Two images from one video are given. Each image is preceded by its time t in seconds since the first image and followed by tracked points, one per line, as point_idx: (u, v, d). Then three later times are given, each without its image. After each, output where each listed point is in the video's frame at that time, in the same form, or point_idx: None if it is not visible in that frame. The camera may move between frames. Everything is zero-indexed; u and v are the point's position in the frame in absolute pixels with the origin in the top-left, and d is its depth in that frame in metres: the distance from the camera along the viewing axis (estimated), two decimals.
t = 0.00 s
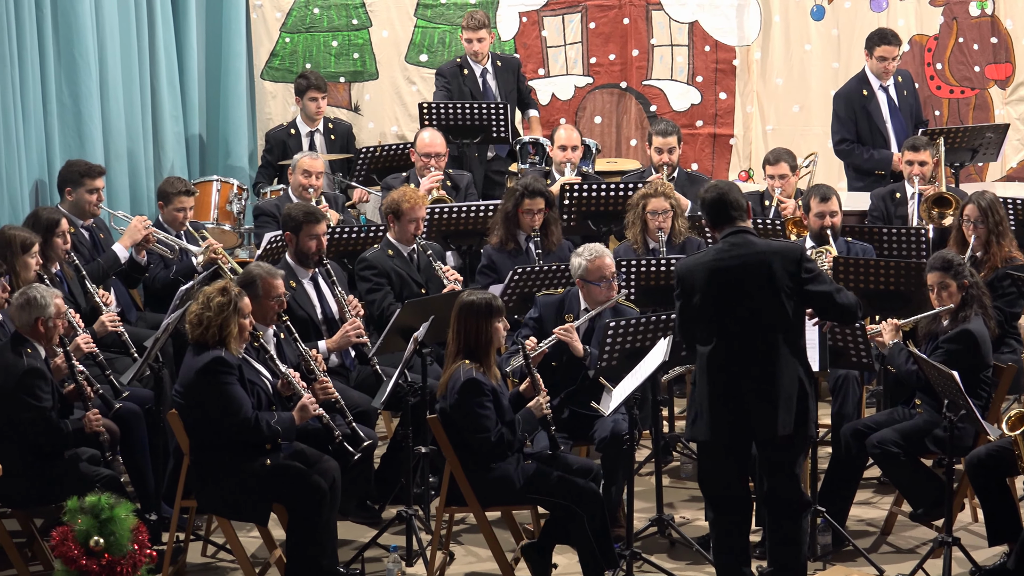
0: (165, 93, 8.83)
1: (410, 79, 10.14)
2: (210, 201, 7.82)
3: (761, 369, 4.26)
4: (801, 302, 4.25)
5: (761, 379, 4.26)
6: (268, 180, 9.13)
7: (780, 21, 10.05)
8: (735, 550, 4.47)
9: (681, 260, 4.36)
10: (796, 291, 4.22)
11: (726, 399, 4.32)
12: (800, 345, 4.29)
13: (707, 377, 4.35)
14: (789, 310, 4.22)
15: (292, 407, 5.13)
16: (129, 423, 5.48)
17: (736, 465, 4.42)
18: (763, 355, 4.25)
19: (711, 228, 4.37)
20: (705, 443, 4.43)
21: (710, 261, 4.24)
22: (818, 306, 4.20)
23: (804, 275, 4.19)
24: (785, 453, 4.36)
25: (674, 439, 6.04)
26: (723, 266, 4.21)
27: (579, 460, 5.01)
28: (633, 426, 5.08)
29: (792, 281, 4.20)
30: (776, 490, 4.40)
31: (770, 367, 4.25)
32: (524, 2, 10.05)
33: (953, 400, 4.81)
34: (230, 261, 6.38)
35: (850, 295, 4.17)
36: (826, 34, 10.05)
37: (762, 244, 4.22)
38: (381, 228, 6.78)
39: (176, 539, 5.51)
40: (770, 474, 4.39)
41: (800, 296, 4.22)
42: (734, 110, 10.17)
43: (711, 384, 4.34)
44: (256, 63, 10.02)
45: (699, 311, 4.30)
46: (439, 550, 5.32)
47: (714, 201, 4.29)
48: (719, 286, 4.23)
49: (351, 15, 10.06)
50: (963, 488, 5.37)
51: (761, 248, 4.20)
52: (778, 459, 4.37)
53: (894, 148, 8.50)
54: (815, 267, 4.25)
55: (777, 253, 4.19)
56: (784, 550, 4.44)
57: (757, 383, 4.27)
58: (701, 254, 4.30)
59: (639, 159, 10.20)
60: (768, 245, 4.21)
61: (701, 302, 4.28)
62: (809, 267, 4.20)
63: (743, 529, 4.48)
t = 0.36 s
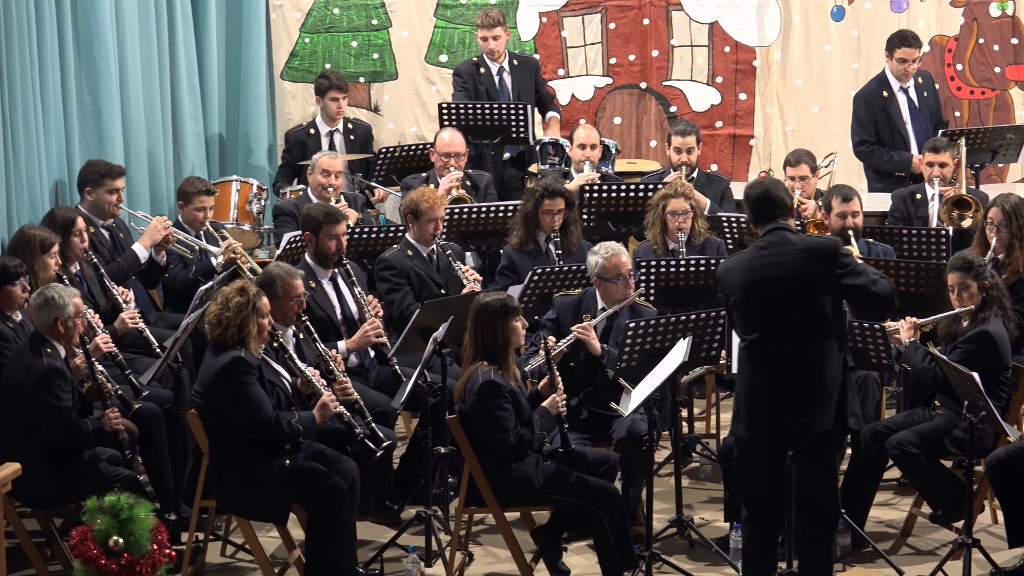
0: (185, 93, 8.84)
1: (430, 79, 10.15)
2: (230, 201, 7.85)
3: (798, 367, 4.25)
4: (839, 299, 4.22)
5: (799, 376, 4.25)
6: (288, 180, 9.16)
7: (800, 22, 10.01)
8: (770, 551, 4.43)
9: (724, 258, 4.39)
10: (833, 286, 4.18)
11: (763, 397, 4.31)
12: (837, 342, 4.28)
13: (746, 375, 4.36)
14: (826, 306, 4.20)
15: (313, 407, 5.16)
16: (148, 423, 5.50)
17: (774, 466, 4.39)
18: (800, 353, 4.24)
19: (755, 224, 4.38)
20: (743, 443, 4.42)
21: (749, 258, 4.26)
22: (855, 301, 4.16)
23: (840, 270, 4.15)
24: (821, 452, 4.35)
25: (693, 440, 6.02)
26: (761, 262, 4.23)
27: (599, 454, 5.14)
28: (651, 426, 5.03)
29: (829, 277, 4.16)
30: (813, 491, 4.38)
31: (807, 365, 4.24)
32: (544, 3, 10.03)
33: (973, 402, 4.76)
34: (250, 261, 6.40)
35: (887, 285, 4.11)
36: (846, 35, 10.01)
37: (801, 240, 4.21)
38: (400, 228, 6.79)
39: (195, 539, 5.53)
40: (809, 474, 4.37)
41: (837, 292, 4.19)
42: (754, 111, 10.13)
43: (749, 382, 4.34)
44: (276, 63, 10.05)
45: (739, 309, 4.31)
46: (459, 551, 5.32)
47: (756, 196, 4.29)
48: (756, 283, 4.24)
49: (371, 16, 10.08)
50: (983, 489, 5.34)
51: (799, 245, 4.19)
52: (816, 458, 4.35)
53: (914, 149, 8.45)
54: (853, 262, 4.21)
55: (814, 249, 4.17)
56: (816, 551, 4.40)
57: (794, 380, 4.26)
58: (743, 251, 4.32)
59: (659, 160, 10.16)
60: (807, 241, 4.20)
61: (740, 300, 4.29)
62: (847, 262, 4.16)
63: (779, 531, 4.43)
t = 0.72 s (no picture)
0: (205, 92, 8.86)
1: (449, 80, 10.15)
2: (249, 201, 7.84)
3: (826, 369, 4.23)
4: (870, 305, 4.20)
5: (827, 378, 4.23)
6: (307, 181, 9.18)
7: (820, 22, 9.96)
8: (790, 553, 4.39)
9: (758, 257, 4.36)
10: (866, 292, 4.17)
11: (790, 397, 4.28)
12: (868, 348, 4.25)
13: (772, 375, 4.33)
14: (858, 310, 4.19)
15: (332, 407, 5.16)
16: (168, 424, 5.52)
17: (797, 467, 4.35)
18: (830, 354, 4.22)
19: (793, 224, 4.36)
20: (767, 443, 4.39)
21: (783, 258, 4.24)
22: (886, 308, 4.15)
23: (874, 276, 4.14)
24: (846, 457, 4.30)
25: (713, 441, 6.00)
26: (795, 262, 4.21)
27: (620, 459, 5.10)
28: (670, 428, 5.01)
29: (862, 281, 4.15)
30: (836, 494, 4.35)
31: (836, 368, 4.22)
32: (563, 3, 10.01)
33: (994, 404, 4.72)
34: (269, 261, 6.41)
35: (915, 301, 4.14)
36: (867, 36, 9.96)
37: (837, 243, 4.20)
38: (420, 228, 6.78)
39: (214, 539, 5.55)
40: (832, 477, 4.34)
41: (870, 297, 4.18)
42: (775, 111, 10.09)
43: (776, 381, 4.31)
44: (295, 63, 10.07)
45: (769, 307, 4.29)
46: (477, 551, 5.32)
47: (798, 196, 4.29)
48: (788, 283, 4.22)
49: (391, 16, 10.09)
50: (1004, 491, 5.29)
51: (834, 247, 4.18)
52: (839, 461, 4.31)
53: (934, 151, 8.40)
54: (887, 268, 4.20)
55: (849, 252, 4.16)
56: (838, 555, 4.37)
57: (822, 383, 4.24)
58: (778, 250, 4.30)
59: (679, 160, 10.13)
60: (843, 244, 4.19)
61: (772, 299, 4.26)
62: (881, 268, 4.16)
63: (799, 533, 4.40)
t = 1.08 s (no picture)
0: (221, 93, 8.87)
1: (465, 80, 10.16)
2: (266, 201, 7.81)
3: (841, 375, 4.21)
4: (886, 313, 4.17)
5: (843, 386, 4.21)
6: (323, 180, 9.19)
7: (837, 23, 9.92)
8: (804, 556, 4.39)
9: (776, 259, 4.33)
10: (883, 300, 4.14)
11: (804, 402, 4.27)
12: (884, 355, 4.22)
13: (787, 379, 4.31)
14: (874, 318, 4.16)
15: (347, 407, 5.16)
16: (184, 423, 5.54)
17: (811, 471, 4.34)
18: (846, 361, 4.20)
19: (812, 226, 4.32)
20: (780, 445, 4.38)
21: (800, 262, 4.21)
22: (902, 316, 4.12)
23: (891, 285, 4.11)
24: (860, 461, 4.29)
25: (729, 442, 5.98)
26: (812, 267, 4.18)
27: (636, 459, 5.06)
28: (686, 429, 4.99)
29: (879, 289, 4.12)
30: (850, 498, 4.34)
31: (851, 375, 4.20)
32: (579, 4, 9.99)
33: (1012, 406, 4.70)
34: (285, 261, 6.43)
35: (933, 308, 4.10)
36: (883, 37, 9.92)
37: (856, 249, 4.17)
38: (436, 228, 6.78)
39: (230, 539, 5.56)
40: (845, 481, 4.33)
41: (887, 305, 4.14)
42: (791, 112, 10.05)
43: (790, 385, 4.30)
44: (311, 63, 10.08)
45: (785, 311, 4.26)
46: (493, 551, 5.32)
47: (819, 198, 4.25)
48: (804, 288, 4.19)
49: (407, 16, 10.10)
50: (1021, 492, 5.26)
51: (853, 254, 4.15)
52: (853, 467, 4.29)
53: (951, 152, 8.35)
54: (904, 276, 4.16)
55: (867, 259, 4.14)
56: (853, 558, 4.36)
57: (839, 390, 4.22)
58: (796, 253, 4.26)
59: (695, 161, 10.10)
60: (862, 251, 4.16)
61: (788, 304, 4.24)
62: (899, 276, 4.12)
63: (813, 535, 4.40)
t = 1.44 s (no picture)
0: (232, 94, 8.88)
1: (476, 80, 10.15)
2: (276, 201, 7.81)
3: (847, 371, 4.20)
4: (889, 305, 4.19)
5: (849, 384, 4.20)
6: (334, 180, 9.19)
7: (848, 24, 9.89)
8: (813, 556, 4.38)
9: (771, 254, 4.28)
10: (885, 292, 4.16)
11: (810, 400, 4.24)
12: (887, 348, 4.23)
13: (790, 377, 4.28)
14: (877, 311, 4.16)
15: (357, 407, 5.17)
16: (194, 423, 5.55)
17: (818, 470, 4.31)
18: (850, 356, 4.19)
19: (811, 219, 4.28)
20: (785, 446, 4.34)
21: (800, 258, 4.17)
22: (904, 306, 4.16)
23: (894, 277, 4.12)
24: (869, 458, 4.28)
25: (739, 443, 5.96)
26: (814, 263, 4.15)
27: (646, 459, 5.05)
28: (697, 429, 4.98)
29: (883, 284, 4.13)
30: (857, 495, 4.33)
31: (856, 370, 4.19)
32: (591, 4, 9.98)
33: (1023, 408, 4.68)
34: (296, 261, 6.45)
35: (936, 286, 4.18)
36: (895, 37, 9.89)
37: (855, 244, 4.15)
38: (446, 229, 6.79)
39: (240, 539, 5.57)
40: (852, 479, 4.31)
41: (889, 299, 4.17)
42: (802, 112, 10.03)
43: (794, 384, 4.27)
44: (322, 63, 10.10)
45: (785, 309, 4.22)
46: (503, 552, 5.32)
47: (820, 191, 4.20)
48: (807, 284, 4.16)
49: (418, 16, 10.10)
50: None
51: (853, 248, 4.14)
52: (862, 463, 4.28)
53: (962, 153, 8.31)
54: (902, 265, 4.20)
55: (869, 253, 4.13)
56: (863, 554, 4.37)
57: (844, 386, 4.21)
58: (795, 249, 4.22)
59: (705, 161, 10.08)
60: (861, 245, 4.15)
61: (789, 301, 4.20)
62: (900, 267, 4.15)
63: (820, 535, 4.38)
